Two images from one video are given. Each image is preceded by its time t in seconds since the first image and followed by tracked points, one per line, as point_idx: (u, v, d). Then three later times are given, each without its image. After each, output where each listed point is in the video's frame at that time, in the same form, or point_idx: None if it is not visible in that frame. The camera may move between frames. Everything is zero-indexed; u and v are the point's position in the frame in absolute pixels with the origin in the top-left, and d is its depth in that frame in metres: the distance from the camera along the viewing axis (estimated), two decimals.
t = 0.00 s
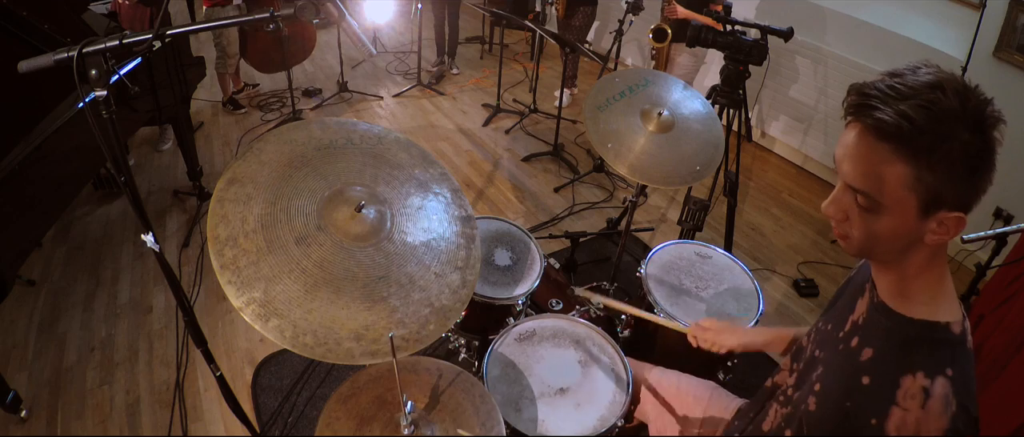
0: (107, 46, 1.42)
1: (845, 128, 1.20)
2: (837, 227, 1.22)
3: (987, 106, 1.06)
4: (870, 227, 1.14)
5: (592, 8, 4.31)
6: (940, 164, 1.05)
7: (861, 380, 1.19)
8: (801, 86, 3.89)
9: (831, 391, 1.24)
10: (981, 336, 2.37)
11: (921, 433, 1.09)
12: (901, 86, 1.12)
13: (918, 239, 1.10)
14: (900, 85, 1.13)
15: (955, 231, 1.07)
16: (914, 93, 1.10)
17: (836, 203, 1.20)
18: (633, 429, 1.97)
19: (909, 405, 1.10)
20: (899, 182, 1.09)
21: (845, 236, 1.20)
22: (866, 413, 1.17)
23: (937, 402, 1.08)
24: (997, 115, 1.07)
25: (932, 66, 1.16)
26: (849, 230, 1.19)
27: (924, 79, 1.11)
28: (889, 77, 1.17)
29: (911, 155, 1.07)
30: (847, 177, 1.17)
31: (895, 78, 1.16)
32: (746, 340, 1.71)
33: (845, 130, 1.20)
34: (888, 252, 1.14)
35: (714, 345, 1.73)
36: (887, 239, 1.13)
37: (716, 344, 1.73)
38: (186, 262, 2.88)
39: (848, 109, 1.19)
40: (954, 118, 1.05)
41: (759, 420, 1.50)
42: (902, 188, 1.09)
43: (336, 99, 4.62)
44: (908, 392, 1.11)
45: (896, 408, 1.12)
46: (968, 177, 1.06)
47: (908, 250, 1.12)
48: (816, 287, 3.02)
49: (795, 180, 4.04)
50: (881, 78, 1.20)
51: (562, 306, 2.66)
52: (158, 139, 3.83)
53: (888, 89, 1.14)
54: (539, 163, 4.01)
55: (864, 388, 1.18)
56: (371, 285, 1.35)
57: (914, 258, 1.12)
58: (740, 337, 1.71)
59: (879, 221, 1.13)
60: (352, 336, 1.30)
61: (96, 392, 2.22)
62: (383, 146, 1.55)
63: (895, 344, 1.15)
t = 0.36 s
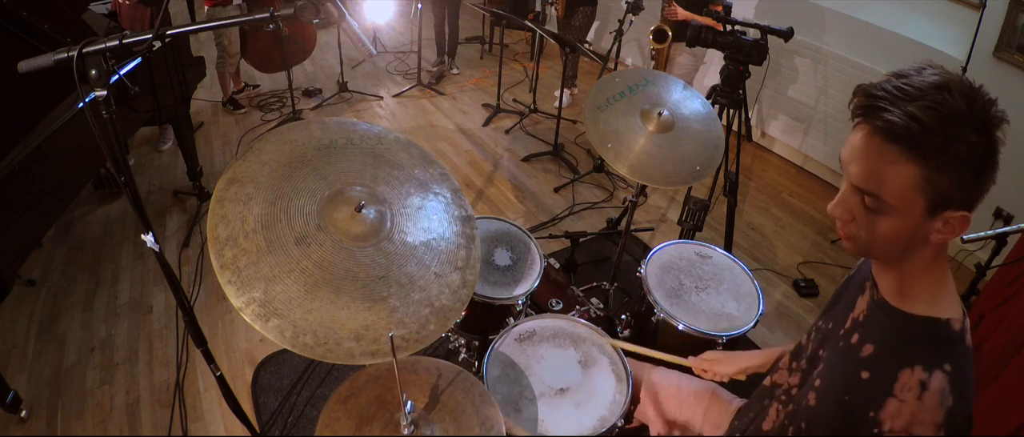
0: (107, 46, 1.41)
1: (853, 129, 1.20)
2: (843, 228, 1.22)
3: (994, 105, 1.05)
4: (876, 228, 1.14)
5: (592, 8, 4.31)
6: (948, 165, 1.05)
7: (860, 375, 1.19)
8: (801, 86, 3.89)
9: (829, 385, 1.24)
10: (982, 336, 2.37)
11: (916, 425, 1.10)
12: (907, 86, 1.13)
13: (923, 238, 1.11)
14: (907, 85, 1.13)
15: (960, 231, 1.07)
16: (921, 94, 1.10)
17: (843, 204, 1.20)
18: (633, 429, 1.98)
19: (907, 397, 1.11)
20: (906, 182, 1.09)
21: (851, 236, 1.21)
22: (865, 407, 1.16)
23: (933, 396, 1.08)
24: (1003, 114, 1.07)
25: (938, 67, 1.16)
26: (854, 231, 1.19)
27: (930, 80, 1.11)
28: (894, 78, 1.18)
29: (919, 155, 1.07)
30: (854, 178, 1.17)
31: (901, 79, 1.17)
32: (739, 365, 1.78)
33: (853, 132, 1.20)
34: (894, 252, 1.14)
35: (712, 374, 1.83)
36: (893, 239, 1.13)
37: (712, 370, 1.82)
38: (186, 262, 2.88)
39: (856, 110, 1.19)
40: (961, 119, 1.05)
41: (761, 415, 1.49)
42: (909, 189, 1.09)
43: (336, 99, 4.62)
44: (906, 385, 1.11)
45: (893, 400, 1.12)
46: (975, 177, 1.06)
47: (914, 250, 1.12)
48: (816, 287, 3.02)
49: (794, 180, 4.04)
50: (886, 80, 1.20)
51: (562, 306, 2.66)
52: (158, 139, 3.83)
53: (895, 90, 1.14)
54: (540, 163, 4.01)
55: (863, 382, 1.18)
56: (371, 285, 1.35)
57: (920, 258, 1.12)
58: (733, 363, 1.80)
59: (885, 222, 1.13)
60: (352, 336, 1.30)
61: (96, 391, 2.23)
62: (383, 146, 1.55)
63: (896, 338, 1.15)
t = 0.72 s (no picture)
0: (107, 46, 1.41)
1: (821, 143, 1.21)
2: (817, 241, 1.25)
3: (965, 112, 1.05)
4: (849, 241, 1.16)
5: (592, 8, 4.31)
6: (918, 177, 1.06)
7: (845, 389, 1.18)
8: (801, 86, 3.89)
9: (818, 399, 1.23)
10: (981, 336, 2.37)
11: None
12: (873, 98, 1.13)
13: (898, 249, 1.11)
14: (872, 97, 1.13)
15: (935, 241, 1.07)
16: (887, 106, 1.10)
17: (815, 218, 1.22)
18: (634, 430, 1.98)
19: (886, 414, 1.10)
20: (876, 197, 1.10)
21: (827, 250, 1.23)
22: (849, 421, 1.16)
23: (914, 412, 1.06)
24: (977, 120, 1.07)
25: (907, 75, 1.16)
26: (829, 244, 1.21)
27: (898, 90, 1.11)
28: (862, 89, 1.18)
29: (885, 169, 1.08)
30: (823, 193, 1.19)
31: (868, 90, 1.17)
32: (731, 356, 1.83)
33: (820, 146, 1.21)
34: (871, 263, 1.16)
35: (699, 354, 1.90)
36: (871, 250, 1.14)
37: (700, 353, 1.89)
38: (186, 262, 2.88)
39: (822, 124, 1.20)
40: (927, 130, 1.05)
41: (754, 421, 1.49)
42: (878, 202, 1.10)
43: (337, 99, 4.62)
44: (886, 401, 1.10)
45: (874, 417, 1.11)
46: (947, 185, 1.06)
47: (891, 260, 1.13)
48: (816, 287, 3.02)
49: (794, 180, 4.04)
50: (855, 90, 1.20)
51: (562, 306, 2.66)
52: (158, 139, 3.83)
53: (860, 103, 1.14)
54: (539, 163, 4.01)
55: (847, 397, 1.17)
56: (371, 285, 1.35)
57: (897, 268, 1.13)
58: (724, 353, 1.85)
59: (858, 236, 1.15)
60: (353, 336, 1.30)
61: (96, 391, 2.23)
62: (384, 146, 1.55)
63: (876, 344, 1.14)
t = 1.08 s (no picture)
0: (107, 47, 1.42)
1: (829, 137, 1.19)
2: (827, 239, 1.21)
3: (974, 108, 1.05)
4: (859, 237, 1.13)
5: (592, 8, 4.31)
6: (931, 169, 1.04)
7: (854, 392, 1.18)
8: (802, 86, 3.89)
9: (823, 402, 1.24)
10: (980, 336, 2.37)
11: None
12: (884, 92, 1.12)
13: (910, 248, 1.10)
14: (882, 91, 1.12)
15: (946, 240, 1.06)
16: (899, 99, 1.09)
17: (824, 215, 1.19)
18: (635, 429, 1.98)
19: (901, 415, 1.09)
20: (889, 191, 1.07)
21: (836, 248, 1.20)
22: (859, 423, 1.16)
23: (930, 414, 1.06)
24: (985, 116, 1.06)
25: (917, 72, 1.16)
26: (839, 242, 1.18)
27: (909, 84, 1.11)
28: (871, 85, 1.17)
29: (898, 161, 1.06)
30: (833, 188, 1.16)
31: (878, 85, 1.16)
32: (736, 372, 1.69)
33: (828, 139, 1.18)
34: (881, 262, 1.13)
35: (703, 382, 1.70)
36: (883, 247, 1.12)
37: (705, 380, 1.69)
38: (186, 262, 2.88)
39: (832, 118, 1.18)
40: (940, 123, 1.04)
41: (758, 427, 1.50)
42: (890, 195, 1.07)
43: (336, 99, 4.62)
44: (900, 402, 1.09)
45: (887, 418, 1.11)
46: (959, 180, 1.05)
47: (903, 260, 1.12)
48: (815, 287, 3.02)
49: (794, 180, 4.04)
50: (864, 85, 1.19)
51: (562, 306, 2.66)
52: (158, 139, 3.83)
53: (871, 96, 1.13)
54: (539, 163, 4.01)
55: (858, 400, 1.17)
56: (371, 285, 1.35)
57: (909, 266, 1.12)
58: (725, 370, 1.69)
59: (870, 232, 1.11)
60: (353, 336, 1.30)
61: (97, 391, 2.23)
62: (383, 146, 1.55)
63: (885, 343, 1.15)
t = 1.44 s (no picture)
0: (107, 47, 1.42)
1: (798, 170, 1.20)
2: (803, 266, 1.24)
3: (949, 131, 1.02)
4: (833, 266, 1.15)
5: (592, 8, 4.31)
6: (900, 201, 1.03)
7: (837, 409, 1.20)
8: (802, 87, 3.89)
9: (811, 416, 1.26)
10: (980, 336, 2.37)
11: None
12: (850, 121, 1.11)
13: (885, 271, 1.09)
14: (849, 120, 1.11)
15: (924, 264, 1.04)
16: (865, 128, 1.08)
17: (798, 244, 1.22)
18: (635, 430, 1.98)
19: None
20: (857, 223, 1.08)
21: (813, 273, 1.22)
22: None
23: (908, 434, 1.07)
24: (962, 136, 1.03)
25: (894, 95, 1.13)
26: (814, 268, 1.20)
27: (877, 110, 1.09)
28: (841, 110, 1.16)
29: (864, 196, 1.06)
30: (803, 220, 1.18)
31: (846, 109, 1.15)
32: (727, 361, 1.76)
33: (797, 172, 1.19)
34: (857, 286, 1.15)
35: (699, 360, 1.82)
36: (858, 274, 1.13)
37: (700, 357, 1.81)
38: (186, 262, 2.88)
39: (799, 151, 1.18)
40: (908, 153, 1.02)
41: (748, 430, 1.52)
42: (857, 228, 1.08)
43: (336, 99, 4.62)
44: (879, 424, 1.11)
45: None
46: (934, 207, 1.02)
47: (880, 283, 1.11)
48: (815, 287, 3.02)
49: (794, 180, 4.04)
50: (834, 109, 1.19)
51: (562, 306, 2.65)
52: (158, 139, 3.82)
53: (837, 125, 1.12)
54: (540, 163, 4.01)
55: (840, 417, 1.19)
56: (371, 285, 1.35)
57: (887, 290, 1.11)
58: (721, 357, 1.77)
59: (843, 261, 1.13)
60: (353, 335, 1.30)
61: (96, 392, 2.23)
62: (384, 146, 1.55)
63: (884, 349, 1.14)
